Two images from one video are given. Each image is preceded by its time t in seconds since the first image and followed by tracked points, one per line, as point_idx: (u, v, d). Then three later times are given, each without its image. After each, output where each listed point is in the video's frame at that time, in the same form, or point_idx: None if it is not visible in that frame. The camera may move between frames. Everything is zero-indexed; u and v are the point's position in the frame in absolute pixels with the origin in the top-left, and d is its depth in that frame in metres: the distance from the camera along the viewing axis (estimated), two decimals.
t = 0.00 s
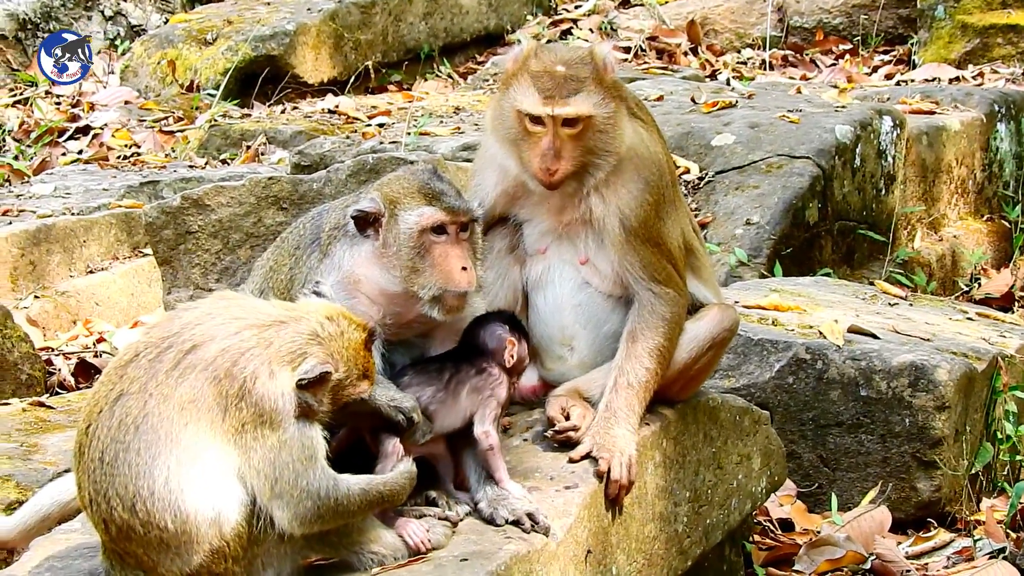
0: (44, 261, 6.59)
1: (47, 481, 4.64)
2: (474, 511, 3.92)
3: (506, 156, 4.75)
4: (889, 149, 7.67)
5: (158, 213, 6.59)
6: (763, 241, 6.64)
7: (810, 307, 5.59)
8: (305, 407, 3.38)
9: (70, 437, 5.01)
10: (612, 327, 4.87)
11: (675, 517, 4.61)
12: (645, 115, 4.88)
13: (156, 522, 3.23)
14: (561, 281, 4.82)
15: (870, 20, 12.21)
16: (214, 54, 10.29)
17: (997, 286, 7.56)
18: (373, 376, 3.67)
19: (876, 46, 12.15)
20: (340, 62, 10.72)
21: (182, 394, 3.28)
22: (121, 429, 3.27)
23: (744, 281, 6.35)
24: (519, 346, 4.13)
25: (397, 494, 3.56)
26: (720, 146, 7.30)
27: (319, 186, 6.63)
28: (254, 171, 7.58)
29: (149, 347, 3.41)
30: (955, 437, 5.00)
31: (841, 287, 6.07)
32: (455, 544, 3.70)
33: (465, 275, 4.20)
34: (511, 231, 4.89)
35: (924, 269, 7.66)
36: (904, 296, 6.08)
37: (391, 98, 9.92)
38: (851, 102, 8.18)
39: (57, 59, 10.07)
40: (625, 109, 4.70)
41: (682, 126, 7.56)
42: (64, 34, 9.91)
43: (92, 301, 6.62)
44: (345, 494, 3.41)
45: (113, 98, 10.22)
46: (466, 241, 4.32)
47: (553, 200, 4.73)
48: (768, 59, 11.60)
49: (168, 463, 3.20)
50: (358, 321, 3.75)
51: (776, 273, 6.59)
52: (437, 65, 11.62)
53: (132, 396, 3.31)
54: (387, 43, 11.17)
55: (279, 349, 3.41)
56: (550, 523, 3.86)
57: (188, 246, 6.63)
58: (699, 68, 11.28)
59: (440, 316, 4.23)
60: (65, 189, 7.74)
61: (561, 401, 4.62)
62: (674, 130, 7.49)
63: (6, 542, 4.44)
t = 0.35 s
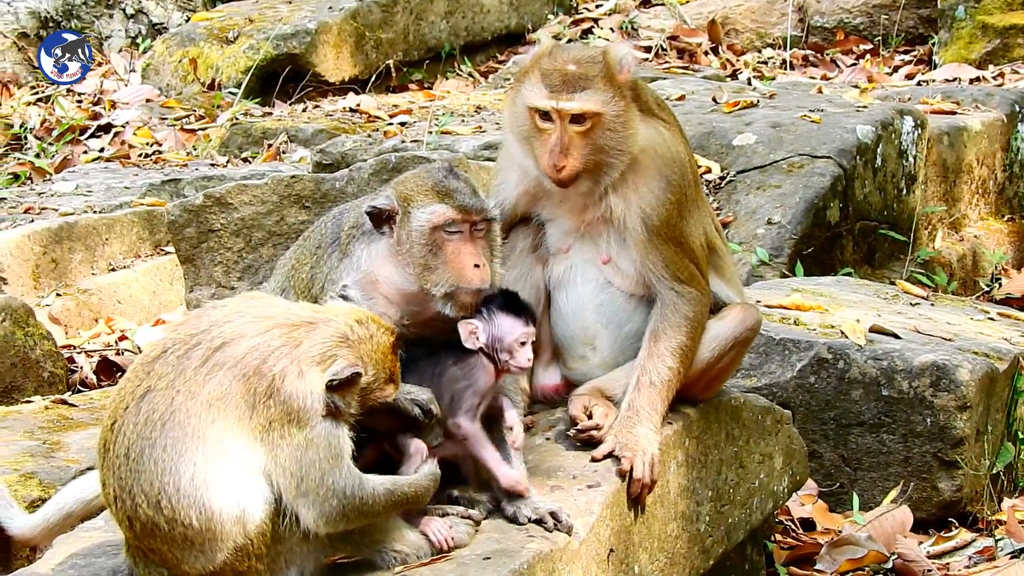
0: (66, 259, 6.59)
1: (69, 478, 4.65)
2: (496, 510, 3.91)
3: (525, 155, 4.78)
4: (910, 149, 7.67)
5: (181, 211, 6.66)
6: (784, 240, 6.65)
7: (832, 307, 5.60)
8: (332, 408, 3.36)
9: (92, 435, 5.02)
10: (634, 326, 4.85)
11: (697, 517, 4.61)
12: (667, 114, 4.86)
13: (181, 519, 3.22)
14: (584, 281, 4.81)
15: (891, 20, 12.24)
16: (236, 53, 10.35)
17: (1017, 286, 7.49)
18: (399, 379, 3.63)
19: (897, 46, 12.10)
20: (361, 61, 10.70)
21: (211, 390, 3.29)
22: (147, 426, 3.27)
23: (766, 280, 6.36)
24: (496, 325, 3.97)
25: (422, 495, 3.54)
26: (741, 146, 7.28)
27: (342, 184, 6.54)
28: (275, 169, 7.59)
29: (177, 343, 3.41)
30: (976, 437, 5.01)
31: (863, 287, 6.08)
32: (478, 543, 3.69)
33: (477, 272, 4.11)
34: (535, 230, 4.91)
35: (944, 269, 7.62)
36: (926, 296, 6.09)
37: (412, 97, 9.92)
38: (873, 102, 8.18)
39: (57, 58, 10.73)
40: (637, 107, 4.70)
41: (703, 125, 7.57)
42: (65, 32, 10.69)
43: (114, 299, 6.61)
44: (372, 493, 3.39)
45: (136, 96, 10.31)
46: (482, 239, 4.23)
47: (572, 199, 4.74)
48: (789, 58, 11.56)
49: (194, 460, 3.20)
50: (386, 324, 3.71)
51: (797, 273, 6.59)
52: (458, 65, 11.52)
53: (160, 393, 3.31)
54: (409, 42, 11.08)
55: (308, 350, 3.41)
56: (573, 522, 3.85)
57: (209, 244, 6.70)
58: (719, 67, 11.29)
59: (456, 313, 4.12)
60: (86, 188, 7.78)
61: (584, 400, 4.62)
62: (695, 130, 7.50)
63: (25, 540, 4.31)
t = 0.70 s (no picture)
0: (83, 258, 6.60)
1: (87, 476, 4.64)
2: (513, 507, 3.91)
3: (540, 155, 4.77)
4: (926, 149, 7.68)
5: (198, 209, 6.63)
6: (800, 240, 6.66)
7: (848, 307, 5.60)
8: (349, 407, 3.35)
9: (110, 433, 5.02)
10: (652, 325, 4.84)
11: (713, 515, 4.62)
12: (682, 111, 4.85)
13: (198, 517, 3.22)
14: (601, 280, 4.80)
15: (906, 20, 12.20)
16: (251, 52, 10.33)
17: None
18: (415, 377, 3.65)
19: (912, 46, 12.10)
20: (377, 61, 10.69)
21: (227, 389, 3.29)
22: (164, 424, 3.26)
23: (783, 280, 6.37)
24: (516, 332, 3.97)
25: (439, 499, 3.53)
26: (758, 145, 7.30)
27: (359, 183, 6.58)
28: (291, 168, 7.59)
29: (194, 342, 3.40)
30: (991, 436, 5.03)
31: (879, 287, 6.08)
32: (495, 540, 3.68)
33: (489, 272, 4.05)
34: (551, 229, 4.90)
35: (960, 268, 7.67)
36: (942, 295, 6.10)
37: (428, 97, 9.93)
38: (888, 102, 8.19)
39: (57, 58, 10.78)
40: (651, 105, 4.69)
41: (720, 125, 7.57)
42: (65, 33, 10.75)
43: (130, 298, 6.62)
44: (388, 495, 3.39)
45: (151, 95, 10.33)
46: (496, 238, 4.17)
47: (588, 197, 4.73)
48: (805, 59, 11.57)
49: (211, 458, 3.20)
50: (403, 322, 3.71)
51: (813, 272, 6.60)
52: (474, 64, 11.57)
53: (177, 391, 3.30)
54: (424, 42, 11.11)
55: (324, 347, 3.41)
56: (590, 521, 3.84)
57: (227, 243, 6.69)
58: (735, 67, 11.30)
59: (468, 313, 4.07)
60: (103, 186, 7.82)
61: (601, 399, 4.62)
62: (711, 129, 7.51)
63: (43, 537, 4.33)
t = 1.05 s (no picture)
0: (96, 259, 6.62)
1: (100, 478, 4.63)
2: (528, 510, 3.89)
3: (555, 157, 4.78)
4: (938, 150, 7.68)
5: (211, 211, 6.67)
6: (812, 241, 6.67)
7: (860, 308, 5.61)
8: (354, 404, 3.37)
9: (123, 435, 5.02)
10: (666, 327, 4.86)
11: (727, 517, 4.61)
12: (696, 113, 4.86)
13: (210, 518, 3.22)
14: (615, 282, 4.82)
15: (917, 22, 12.19)
16: (263, 53, 10.37)
17: None
18: (422, 376, 3.62)
19: (924, 48, 12.07)
20: (389, 62, 10.65)
21: (235, 387, 3.28)
22: (174, 425, 3.26)
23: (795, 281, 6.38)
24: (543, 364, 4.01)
25: (449, 506, 3.55)
26: (770, 146, 7.30)
27: (372, 185, 6.63)
28: (304, 169, 7.61)
29: (202, 342, 3.40)
30: (1005, 438, 5.03)
31: (891, 288, 6.09)
32: (509, 543, 3.66)
33: (505, 276, 4.05)
34: (566, 231, 4.91)
35: (973, 270, 7.63)
36: (954, 297, 6.11)
37: (440, 98, 9.93)
38: (900, 103, 8.20)
39: (58, 58, 10.44)
40: (668, 107, 4.68)
41: (732, 126, 7.58)
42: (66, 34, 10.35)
43: (143, 299, 6.72)
44: (396, 497, 3.40)
45: (163, 96, 10.38)
46: (511, 242, 4.15)
47: (604, 200, 4.74)
48: (816, 60, 11.58)
49: (221, 459, 3.20)
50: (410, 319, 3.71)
51: (825, 274, 6.61)
52: (486, 65, 11.56)
53: (186, 391, 3.30)
54: (436, 43, 11.09)
55: (328, 343, 3.41)
56: (603, 523, 3.81)
57: (239, 244, 6.70)
58: (747, 68, 11.31)
59: (483, 316, 4.09)
60: (115, 188, 7.90)
61: (615, 400, 4.62)
62: (724, 131, 7.51)
63: (56, 539, 4.31)
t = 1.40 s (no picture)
0: (107, 267, 6.69)
1: (112, 486, 4.63)
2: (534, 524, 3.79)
3: (569, 163, 4.77)
4: (950, 156, 7.67)
5: (223, 218, 6.71)
6: (825, 248, 6.67)
7: (873, 314, 5.63)
8: (358, 415, 3.37)
9: (134, 444, 5.02)
10: (678, 334, 4.85)
11: (739, 524, 4.61)
12: (708, 120, 4.86)
13: (216, 524, 3.26)
14: (627, 288, 4.80)
15: (929, 27, 12.16)
16: (275, 61, 10.31)
17: None
18: (431, 392, 3.57)
19: (936, 53, 12.04)
20: (400, 69, 10.69)
21: (242, 391, 3.31)
22: (183, 429, 3.30)
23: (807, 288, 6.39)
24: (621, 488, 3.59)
25: (453, 536, 3.50)
26: (782, 152, 7.30)
27: (383, 192, 6.60)
28: (315, 177, 7.64)
29: (213, 345, 3.45)
30: (1017, 445, 5.05)
31: (904, 294, 6.10)
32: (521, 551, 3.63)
33: (523, 290, 3.98)
34: (578, 237, 4.90)
35: (985, 275, 7.69)
36: (966, 303, 6.12)
37: (451, 104, 9.93)
38: (912, 109, 8.20)
39: (57, 58, 10.76)
40: (682, 113, 4.69)
41: (744, 133, 7.58)
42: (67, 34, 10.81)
43: (155, 307, 6.78)
44: (394, 516, 3.37)
45: (175, 104, 10.35)
46: (529, 254, 4.07)
47: (617, 206, 4.72)
48: (828, 66, 11.56)
49: (227, 463, 3.24)
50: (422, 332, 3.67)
51: (837, 280, 6.63)
52: (498, 71, 11.55)
53: (195, 393, 3.35)
54: (448, 50, 11.08)
55: (335, 352, 3.42)
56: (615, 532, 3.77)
57: (252, 251, 6.74)
58: (758, 75, 11.30)
59: (503, 329, 4.07)
60: (127, 196, 7.97)
61: (626, 408, 4.61)
62: (736, 137, 7.50)
63: (68, 547, 4.31)
